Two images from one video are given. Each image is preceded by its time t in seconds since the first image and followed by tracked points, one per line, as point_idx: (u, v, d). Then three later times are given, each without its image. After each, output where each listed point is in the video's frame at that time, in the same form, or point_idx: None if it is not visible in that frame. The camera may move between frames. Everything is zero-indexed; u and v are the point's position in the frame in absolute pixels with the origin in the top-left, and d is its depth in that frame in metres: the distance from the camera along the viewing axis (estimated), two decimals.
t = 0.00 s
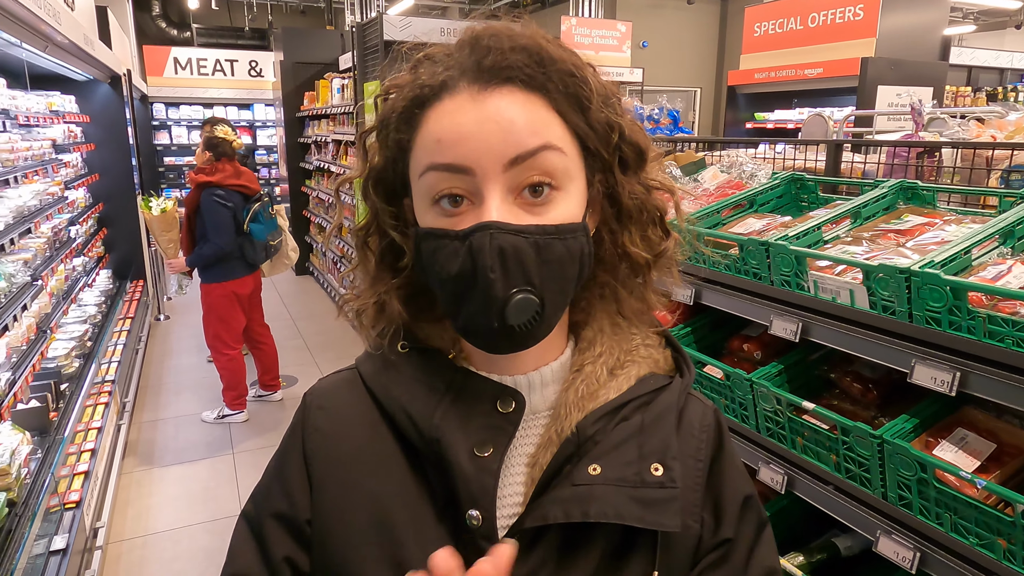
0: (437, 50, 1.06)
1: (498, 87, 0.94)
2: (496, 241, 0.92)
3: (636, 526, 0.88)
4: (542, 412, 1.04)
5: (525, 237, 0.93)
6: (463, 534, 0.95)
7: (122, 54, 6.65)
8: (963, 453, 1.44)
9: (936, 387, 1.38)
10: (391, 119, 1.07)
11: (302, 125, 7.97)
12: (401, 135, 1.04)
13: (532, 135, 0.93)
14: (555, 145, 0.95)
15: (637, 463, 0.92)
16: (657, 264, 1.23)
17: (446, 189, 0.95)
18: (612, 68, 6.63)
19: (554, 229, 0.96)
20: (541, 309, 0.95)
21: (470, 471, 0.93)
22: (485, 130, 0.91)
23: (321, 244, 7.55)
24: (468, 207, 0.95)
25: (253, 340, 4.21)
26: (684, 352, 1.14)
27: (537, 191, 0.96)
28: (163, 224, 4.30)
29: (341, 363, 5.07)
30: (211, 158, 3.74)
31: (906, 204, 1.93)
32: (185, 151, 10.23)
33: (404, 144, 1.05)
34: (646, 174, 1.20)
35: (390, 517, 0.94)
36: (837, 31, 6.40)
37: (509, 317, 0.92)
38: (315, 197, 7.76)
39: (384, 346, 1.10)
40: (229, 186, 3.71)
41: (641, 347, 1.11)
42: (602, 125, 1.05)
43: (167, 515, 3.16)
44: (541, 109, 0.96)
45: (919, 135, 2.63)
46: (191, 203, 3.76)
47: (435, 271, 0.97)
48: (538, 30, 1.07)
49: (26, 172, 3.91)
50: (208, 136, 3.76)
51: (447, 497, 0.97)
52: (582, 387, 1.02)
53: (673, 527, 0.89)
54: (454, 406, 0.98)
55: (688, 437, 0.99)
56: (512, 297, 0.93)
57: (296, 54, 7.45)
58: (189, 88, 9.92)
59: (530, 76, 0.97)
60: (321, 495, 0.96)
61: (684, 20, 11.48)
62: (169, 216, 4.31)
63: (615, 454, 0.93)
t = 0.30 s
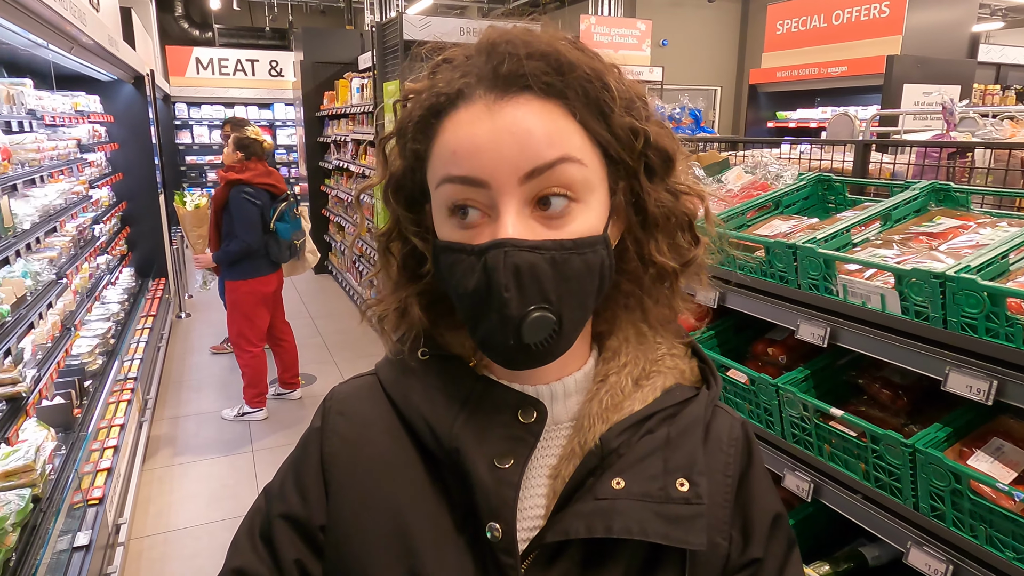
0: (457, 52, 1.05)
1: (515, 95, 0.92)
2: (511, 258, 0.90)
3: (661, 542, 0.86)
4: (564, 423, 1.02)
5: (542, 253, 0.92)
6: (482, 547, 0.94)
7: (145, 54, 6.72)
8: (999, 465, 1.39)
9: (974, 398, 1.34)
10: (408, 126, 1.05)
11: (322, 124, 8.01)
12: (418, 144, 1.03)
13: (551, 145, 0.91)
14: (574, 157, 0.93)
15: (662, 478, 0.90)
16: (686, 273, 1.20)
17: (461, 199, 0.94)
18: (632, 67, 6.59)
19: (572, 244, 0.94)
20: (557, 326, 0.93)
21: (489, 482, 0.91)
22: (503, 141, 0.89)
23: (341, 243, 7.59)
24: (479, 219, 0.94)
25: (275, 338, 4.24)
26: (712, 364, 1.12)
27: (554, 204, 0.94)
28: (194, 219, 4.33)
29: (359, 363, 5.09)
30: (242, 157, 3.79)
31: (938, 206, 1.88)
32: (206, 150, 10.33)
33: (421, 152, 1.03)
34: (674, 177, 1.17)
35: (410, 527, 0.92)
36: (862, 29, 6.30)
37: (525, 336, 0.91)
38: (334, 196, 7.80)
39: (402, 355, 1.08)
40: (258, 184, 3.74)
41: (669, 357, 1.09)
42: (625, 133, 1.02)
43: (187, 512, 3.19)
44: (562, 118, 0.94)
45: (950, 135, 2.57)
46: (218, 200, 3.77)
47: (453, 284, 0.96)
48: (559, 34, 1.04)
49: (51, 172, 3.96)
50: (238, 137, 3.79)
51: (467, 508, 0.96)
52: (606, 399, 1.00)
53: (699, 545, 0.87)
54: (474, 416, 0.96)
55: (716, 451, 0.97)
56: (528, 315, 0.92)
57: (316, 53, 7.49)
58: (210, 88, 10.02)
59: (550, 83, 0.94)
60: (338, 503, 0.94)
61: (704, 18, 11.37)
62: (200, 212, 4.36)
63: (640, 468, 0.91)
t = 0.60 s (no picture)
0: (461, 44, 1.03)
1: (512, 93, 0.89)
2: (490, 260, 0.89)
3: (651, 550, 0.82)
4: (560, 425, 1.00)
5: (525, 256, 0.90)
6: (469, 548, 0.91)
7: (169, 53, 6.79)
8: None
9: (1006, 406, 1.29)
10: (406, 121, 1.05)
11: (341, 122, 8.04)
12: (416, 139, 1.03)
13: (543, 146, 0.88)
14: (566, 160, 0.90)
15: (655, 483, 0.86)
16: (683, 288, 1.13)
17: (449, 194, 0.93)
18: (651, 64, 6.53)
19: (558, 248, 0.91)
20: (537, 332, 0.92)
21: (474, 482, 0.88)
22: (493, 140, 0.87)
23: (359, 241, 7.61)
24: (467, 215, 0.93)
25: (293, 334, 4.25)
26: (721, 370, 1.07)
27: (541, 205, 0.91)
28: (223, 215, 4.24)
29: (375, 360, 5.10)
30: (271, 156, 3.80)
31: (969, 205, 1.82)
32: (228, 147, 10.44)
33: (421, 147, 1.03)
34: (683, 181, 1.12)
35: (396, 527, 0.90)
36: (889, 24, 6.16)
37: (502, 338, 0.91)
38: (353, 194, 7.82)
39: (400, 350, 1.06)
40: (286, 182, 3.78)
41: (675, 361, 1.05)
42: (626, 138, 0.98)
43: (205, 507, 3.21)
44: (558, 118, 0.90)
45: (982, 132, 2.49)
46: (245, 198, 3.80)
47: (443, 283, 0.96)
48: (567, 31, 1.01)
49: (75, 169, 4.00)
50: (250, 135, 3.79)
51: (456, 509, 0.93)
52: (601, 400, 0.98)
53: (692, 554, 0.82)
54: (462, 416, 0.94)
55: (718, 455, 0.93)
56: (506, 318, 0.92)
57: (336, 51, 7.52)
58: (232, 86, 10.12)
59: (549, 80, 0.90)
60: (327, 499, 0.92)
61: (725, 13, 11.24)
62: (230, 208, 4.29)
63: (633, 472, 0.87)
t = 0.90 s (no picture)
0: (465, 35, 1.01)
1: (522, 92, 0.87)
2: (487, 262, 0.89)
3: (629, 552, 0.81)
4: (542, 425, 1.00)
5: (522, 259, 0.90)
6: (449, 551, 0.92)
7: (191, 51, 6.85)
8: None
9: None
10: (408, 108, 1.01)
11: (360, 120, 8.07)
12: (417, 129, 0.99)
13: (549, 152, 0.87)
14: (571, 167, 0.89)
15: (634, 484, 0.86)
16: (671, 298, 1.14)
17: (449, 193, 0.91)
18: (670, 61, 6.46)
19: (556, 253, 0.91)
20: (529, 335, 0.92)
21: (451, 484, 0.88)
22: (499, 141, 0.85)
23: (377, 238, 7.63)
24: (468, 216, 0.92)
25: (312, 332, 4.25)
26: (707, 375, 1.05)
27: (543, 212, 0.90)
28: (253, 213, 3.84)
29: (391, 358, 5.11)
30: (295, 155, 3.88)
31: (999, 206, 1.76)
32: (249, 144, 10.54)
33: (420, 137, 0.99)
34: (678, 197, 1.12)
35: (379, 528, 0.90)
36: (914, 20, 6.04)
37: (493, 341, 0.90)
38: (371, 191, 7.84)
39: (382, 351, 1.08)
40: (314, 180, 3.89)
41: (660, 361, 1.04)
42: (630, 149, 0.97)
43: (221, 503, 3.23)
44: (564, 121, 0.89)
45: (1012, 130, 2.42)
46: (272, 198, 3.86)
47: (433, 280, 0.94)
48: (578, 34, 0.99)
49: (97, 167, 4.04)
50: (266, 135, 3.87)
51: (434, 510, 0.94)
52: (584, 401, 0.97)
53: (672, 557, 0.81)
54: (444, 415, 0.96)
55: (702, 458, 0.92)
56: (499, 320, 0.91)
57: (355, 50, 7.54)
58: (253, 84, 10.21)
59: (561, 84, 0.89)
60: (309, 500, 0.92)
61: (747, 9, 11.10)
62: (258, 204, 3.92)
63: (612, 474, 0.87)
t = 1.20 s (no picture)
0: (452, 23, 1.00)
1: (524, 81, 0.87)
2: (500, 254, 0.87)
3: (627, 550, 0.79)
4: (535, 424, 0.97)
5: (532, 251, 0.88)
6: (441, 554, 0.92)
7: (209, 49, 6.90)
8: None
9: None
10: (399, 96, 0.97)
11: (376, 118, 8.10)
12: (409, 116, 0.95)
13: (556, 143, 0.87)
14: (576, 157, 0.89)
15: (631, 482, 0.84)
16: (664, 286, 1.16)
17: (449, 183, 0.89)
18: (688, 58, 6.40)
19: (564, 244, 0.90)
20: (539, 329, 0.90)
21: (443, 485, 0.87)
22: (505, 128, 0.85)
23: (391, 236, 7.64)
24: (473, 207, 0.90)
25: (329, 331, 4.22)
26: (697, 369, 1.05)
27: (550, 202, 0.90)
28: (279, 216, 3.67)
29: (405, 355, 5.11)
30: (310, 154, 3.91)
31: None
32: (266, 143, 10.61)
33: (410, 125, 0.95)
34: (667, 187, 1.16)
35: (370, 529, 0.89)
36: (937, 15, 5.93)
37: (504, 338, 0.88)
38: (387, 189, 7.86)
39: (366, 353, 1.04)
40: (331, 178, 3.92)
41: (648, 356, 1.03)
42: (628, 134, 0.99)
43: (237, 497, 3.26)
44: (565, 110, 0.89)
45: None
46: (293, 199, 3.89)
47: (432, 273, 0.91)
48: (574, 22, 1.00)
49: (115, 164, 4.07)
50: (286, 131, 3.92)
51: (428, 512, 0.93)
52: (579, 398, 0.95)
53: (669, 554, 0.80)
54: (433, 413, 0.92)
55: (697, 453, 0.92)
56: (509, 316, 0.89)
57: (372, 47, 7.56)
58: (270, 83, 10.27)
59: (565, 71, 0.91)
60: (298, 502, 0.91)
61: (765, 7, 10.99)
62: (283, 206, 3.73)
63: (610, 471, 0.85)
